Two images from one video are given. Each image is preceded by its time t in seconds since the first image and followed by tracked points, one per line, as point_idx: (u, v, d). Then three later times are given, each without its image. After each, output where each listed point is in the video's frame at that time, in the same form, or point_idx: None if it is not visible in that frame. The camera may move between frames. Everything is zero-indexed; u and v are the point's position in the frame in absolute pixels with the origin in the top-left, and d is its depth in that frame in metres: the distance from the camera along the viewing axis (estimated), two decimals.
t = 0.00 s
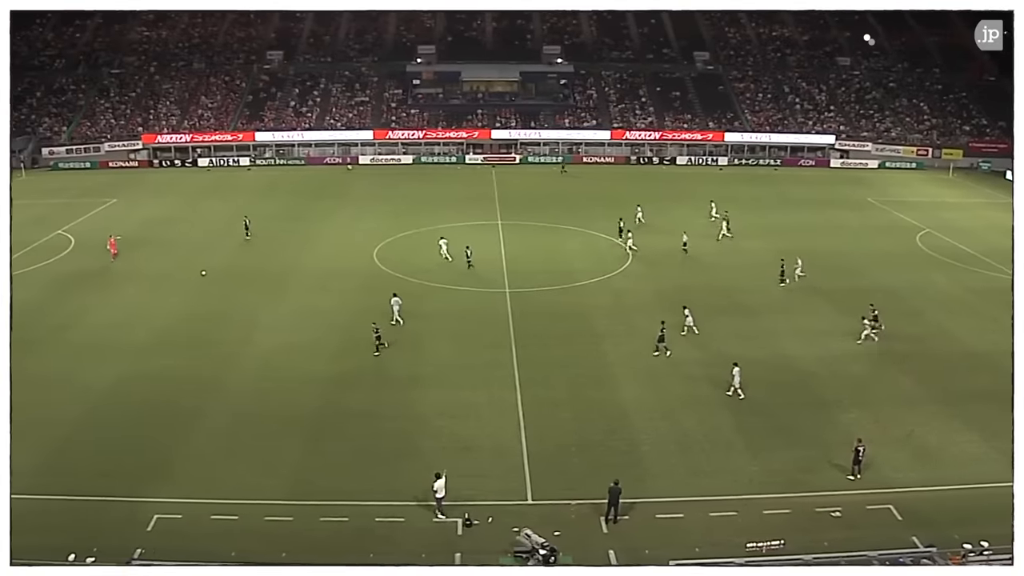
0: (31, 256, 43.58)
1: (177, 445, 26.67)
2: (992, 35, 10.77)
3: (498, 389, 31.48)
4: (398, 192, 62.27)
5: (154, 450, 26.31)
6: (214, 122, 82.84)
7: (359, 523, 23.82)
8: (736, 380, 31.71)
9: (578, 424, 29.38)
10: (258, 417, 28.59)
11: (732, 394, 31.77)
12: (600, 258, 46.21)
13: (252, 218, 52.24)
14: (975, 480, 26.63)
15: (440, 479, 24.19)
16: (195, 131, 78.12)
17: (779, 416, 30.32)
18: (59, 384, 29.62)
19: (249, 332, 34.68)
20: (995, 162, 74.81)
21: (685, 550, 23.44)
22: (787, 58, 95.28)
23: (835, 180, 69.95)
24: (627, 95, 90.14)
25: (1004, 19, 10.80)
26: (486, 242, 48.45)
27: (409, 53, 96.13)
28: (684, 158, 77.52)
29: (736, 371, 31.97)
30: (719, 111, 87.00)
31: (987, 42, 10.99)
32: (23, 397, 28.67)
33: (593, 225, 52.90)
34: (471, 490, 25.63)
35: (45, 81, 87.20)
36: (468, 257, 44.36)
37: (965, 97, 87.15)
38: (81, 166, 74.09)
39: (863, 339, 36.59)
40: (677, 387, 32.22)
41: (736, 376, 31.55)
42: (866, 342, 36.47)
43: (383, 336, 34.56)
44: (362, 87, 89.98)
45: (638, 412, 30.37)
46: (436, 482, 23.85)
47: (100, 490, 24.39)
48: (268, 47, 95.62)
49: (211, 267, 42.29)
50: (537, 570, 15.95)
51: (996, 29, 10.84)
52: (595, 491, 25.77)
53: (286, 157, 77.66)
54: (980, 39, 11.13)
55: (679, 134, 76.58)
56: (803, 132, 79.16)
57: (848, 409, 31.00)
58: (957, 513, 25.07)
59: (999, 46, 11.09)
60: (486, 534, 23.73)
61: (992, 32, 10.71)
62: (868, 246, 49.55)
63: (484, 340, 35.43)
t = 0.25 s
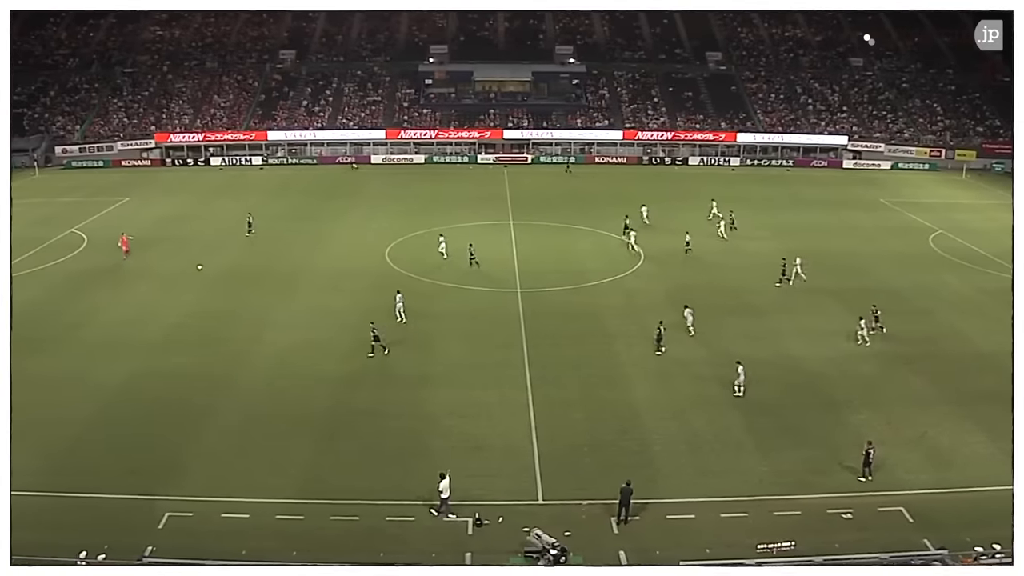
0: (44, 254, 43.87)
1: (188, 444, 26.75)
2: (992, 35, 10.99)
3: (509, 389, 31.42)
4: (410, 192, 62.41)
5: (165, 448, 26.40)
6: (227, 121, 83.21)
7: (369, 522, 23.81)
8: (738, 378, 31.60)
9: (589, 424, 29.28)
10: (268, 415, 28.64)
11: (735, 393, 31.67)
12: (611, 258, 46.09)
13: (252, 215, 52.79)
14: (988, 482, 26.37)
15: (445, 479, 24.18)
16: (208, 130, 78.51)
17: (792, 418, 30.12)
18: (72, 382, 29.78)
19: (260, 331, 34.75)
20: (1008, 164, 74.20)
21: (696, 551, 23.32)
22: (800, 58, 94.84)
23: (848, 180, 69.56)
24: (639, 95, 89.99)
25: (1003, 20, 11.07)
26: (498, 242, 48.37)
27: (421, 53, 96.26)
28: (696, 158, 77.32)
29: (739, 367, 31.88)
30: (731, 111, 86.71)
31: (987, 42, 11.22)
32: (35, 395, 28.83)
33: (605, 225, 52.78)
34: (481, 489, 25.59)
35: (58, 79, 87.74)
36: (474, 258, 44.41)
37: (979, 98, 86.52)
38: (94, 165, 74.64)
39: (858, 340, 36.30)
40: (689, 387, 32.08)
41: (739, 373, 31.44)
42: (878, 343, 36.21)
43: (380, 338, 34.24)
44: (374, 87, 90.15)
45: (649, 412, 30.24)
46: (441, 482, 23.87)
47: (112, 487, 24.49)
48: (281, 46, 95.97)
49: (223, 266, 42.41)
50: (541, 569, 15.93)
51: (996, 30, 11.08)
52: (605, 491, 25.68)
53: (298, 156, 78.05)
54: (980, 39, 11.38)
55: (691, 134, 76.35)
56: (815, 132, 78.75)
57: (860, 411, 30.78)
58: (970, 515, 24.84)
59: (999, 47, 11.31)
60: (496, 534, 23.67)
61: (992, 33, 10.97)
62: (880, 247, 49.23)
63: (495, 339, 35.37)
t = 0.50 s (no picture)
0: (52, 253, 44.06)
1: (195, 443, 26.79)
2: (992, 35, 11.06)
3: (515, 389, 31.39)
4: (416, 191, 62.47)
5: (171, 447, 26.45)
6: (233, 120, 83.38)
7: (374, 522, 23.82)
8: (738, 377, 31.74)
9: (595, 424, 29.24)
10: (274, 414, 28.68)
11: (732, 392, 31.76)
12: (617, 258, 46.03)
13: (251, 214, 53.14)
14: (995, 484, 26.25)
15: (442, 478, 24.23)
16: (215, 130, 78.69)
17: (798, 419, 30.03)
18: (79, 380, 29.87)
19: (267, 330, 34.80)
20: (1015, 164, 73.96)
21: (701, 552, 23.26)
22: (806, 58, 94.65)
23: (855, 181, 69.33)
24: (646, 95, 89.90)
25: (1003, 19, 11.14)
26: (504, 242, 48.30)
27: (428, 52, 96.25)
28: (702, 158, 77.25)
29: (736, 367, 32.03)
30: (738, 111, 86.58)
31: (988, 41, 11.27)
32: (43, 393, 28.92)
33: (612, 225, 52.72)
34: (487, 489, 25.57)
35: (65, 79, 88.00)
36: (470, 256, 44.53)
37: (987, 98, 86.19)
38: (101, 164, 74.92)
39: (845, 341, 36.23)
40: (695, 388, 32.02)
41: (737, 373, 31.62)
42: (886, 344, 36.09)
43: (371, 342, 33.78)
44: (381, 86, 90.22)
45: (656, 412, 30.19)
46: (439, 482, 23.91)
47: (118, 486, 24.55)
48: (288, 45, 96.13)
49: (231, 265, 42.49)
50: (543, 569, 15.94)
51: (995, 30, 11.13)
52: (611, 492, 25.64)
53: (304, 155, 78.13)
54: (980, 38, 11.44)
55: (698, 134, 76.22)
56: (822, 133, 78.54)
57: (867, 411, 30.67)
58: (977, 517, 24.72)
59: (999, 45, 11.37)
60: (502, 534, 23.65)
61: (992, 33, 11.03)
62: (887, 247, 49.06)
63: (501, 339, 35.35)
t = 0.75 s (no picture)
0: (53, 253, 44.12)
1: (197, 442, 26.82)
2: (991, 35, 11.17)
3: (516, 389, 31.39)
4: (418, 191, 62.47)
5: (173, 447, 26.48)
6: (235, 120, 83.44)
7: (375, 522, 23.83)
8: (728, 377, 31.69)
9: (596, 424, 29.24)
10: (276, 414, 28.70)
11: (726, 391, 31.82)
12: (619, 258, 46.00)
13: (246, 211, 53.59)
14: (996, 484, 26.23)
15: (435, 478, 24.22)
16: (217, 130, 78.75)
17: (800, 419, 29.98)
18: (80, 380, 29.90)
19: (268, 330, 34.80)
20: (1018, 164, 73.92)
21: (703, 552, 23.25)
22: (809, 58, 94.56)
23: (858, 181, 69.21)
24: (648, 95, 89.90)
25: (1003, 20, 11.22)
26: (506, 242, 48.27)
27: (431, 52, 96.21)
28: (705, 158, 77.26)
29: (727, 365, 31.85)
30: (740, 112, 86.51)
31: (987, 42, 11.31)
32: (44, 393, 28.96)
33: (614, 225, 52.72)
34: (488, 489, 25.58)
35: (68, 79, 88.13)
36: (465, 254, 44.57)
37: (990, 98, 86.06)
38: (103, 164, 75.09)
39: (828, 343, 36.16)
40: (697, 388, 32.00)
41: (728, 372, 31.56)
42: (888, 345, 36.04)
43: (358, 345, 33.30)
44: (383, 86, 90.26)
45: (657, 412, 30.18)
46: (433, 481, 23.90)
47: (121, 485, 24.59)
48: (290, 45, 96.18)
49: (233, 265, 42.51)
50: (542, 569, 15.99)
51: (995, 30, 11.22)
52: (613, 492, 25.64)
53: (306, 155, 78.06)
54: (980, 39, 11.50)
55: (700, 134, 76.20)
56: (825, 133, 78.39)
57: (869, 412, 30.65)
58: (978, 517, 24.72)
59: (999, 46, 11.44)
60: (503, 534, 23.65)
61: (991, 33, 11.12)
62: (890, 248, 49.02)
63: (503, 339, 35.36)
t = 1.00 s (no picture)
0: (53, 252, 44.12)
1: (198, 443, 26.77)
2: (992, 35, 11.13)
3: (518, 389, 31.31)
4: (421, 190, 62.47)
5: (175, 447, 26.43)
6: (237, 120, 83.45)
7: (376, 522, 23.78)
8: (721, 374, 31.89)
9: (598, 424, 29.16)
10: (277, 414, 28.66)
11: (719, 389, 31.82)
12: (620, 258, 45.94)
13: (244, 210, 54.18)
14: (1000, 485, 26.13)
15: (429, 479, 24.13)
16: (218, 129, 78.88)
17: (803, 420, 29.89)
18: (81, 380, 29.87)
19: (269, 330, 34.75)
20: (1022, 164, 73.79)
21: (705, 552, 23.17)
22: (812, 58, 94.40)
23: (861, 181, 69.06)
24: (651, 95, 89.85)
25: (1004, 19, 11.19)
26: (508, 242, 48.18)
27: (433, 51, 96.11)
28: (707, 158, 77.19)
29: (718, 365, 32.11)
30: (742, 111, 86.34)
31: (987, 42, 11.26)
32: (45, 393, 28.91)
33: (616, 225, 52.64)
34: (490, 489, 25.50)
35: (69, 78, 88.11)
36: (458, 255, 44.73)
37: (993, 97, 85.92)
38: (105, 163, 75.07)
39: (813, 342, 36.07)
40: (699, 388, 31.93)
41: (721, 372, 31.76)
42: (890, 345, 35.95)
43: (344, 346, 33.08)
44: (385, 86, 90.26)
45: (659, 412, 30.10)
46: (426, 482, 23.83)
47: (121, 485, 24.55)
48: (291, 44, 96.19)
49: (234, 265, 42.44)
50: (543, 569, 15.97)
51: (995, 29, 11.20)
52: (615, 492, 25.56)
53: (308, 155, 78.11)
54: (981, 39, 11.46)
55: (702, 133, 76.19)
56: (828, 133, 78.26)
57: (871, 412, 30.56)
58: (982, 518, 24.62)
59: (1000, 46, 11.43)
60: (505, 534, 23.59)
61: (992, 33, 11.11)
62: (893, 248, 48.91)
63: (504, 339, 35.29)
